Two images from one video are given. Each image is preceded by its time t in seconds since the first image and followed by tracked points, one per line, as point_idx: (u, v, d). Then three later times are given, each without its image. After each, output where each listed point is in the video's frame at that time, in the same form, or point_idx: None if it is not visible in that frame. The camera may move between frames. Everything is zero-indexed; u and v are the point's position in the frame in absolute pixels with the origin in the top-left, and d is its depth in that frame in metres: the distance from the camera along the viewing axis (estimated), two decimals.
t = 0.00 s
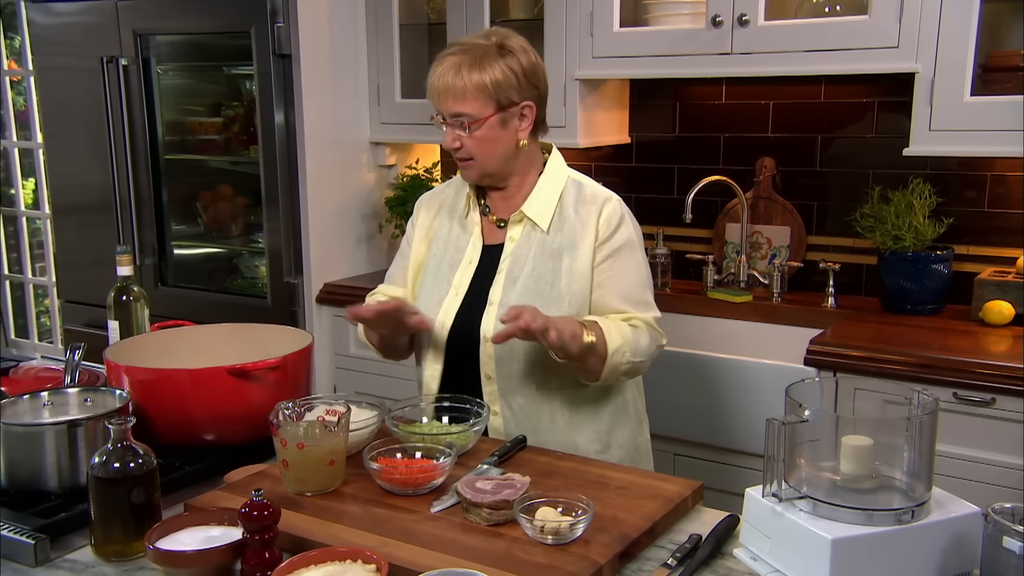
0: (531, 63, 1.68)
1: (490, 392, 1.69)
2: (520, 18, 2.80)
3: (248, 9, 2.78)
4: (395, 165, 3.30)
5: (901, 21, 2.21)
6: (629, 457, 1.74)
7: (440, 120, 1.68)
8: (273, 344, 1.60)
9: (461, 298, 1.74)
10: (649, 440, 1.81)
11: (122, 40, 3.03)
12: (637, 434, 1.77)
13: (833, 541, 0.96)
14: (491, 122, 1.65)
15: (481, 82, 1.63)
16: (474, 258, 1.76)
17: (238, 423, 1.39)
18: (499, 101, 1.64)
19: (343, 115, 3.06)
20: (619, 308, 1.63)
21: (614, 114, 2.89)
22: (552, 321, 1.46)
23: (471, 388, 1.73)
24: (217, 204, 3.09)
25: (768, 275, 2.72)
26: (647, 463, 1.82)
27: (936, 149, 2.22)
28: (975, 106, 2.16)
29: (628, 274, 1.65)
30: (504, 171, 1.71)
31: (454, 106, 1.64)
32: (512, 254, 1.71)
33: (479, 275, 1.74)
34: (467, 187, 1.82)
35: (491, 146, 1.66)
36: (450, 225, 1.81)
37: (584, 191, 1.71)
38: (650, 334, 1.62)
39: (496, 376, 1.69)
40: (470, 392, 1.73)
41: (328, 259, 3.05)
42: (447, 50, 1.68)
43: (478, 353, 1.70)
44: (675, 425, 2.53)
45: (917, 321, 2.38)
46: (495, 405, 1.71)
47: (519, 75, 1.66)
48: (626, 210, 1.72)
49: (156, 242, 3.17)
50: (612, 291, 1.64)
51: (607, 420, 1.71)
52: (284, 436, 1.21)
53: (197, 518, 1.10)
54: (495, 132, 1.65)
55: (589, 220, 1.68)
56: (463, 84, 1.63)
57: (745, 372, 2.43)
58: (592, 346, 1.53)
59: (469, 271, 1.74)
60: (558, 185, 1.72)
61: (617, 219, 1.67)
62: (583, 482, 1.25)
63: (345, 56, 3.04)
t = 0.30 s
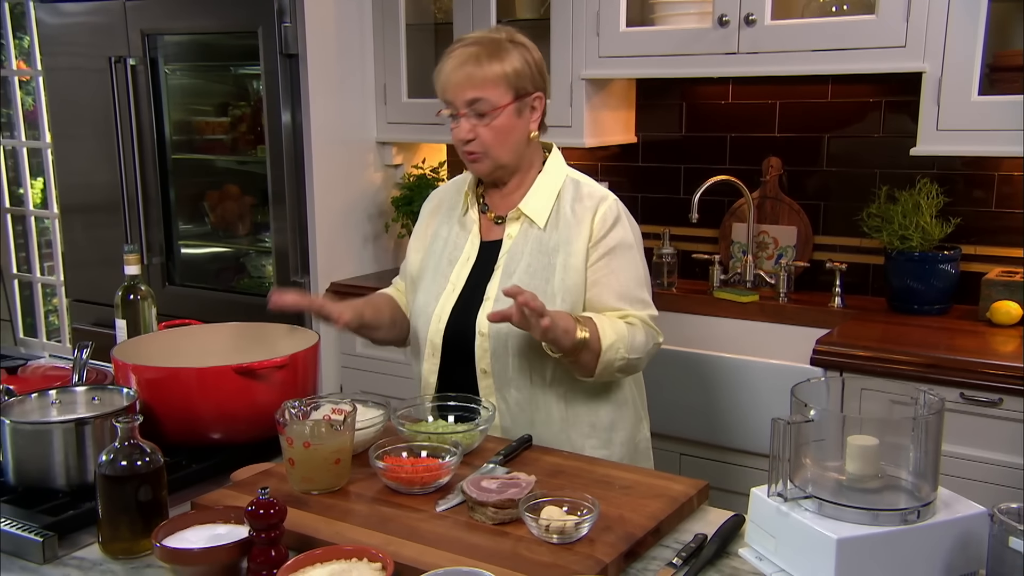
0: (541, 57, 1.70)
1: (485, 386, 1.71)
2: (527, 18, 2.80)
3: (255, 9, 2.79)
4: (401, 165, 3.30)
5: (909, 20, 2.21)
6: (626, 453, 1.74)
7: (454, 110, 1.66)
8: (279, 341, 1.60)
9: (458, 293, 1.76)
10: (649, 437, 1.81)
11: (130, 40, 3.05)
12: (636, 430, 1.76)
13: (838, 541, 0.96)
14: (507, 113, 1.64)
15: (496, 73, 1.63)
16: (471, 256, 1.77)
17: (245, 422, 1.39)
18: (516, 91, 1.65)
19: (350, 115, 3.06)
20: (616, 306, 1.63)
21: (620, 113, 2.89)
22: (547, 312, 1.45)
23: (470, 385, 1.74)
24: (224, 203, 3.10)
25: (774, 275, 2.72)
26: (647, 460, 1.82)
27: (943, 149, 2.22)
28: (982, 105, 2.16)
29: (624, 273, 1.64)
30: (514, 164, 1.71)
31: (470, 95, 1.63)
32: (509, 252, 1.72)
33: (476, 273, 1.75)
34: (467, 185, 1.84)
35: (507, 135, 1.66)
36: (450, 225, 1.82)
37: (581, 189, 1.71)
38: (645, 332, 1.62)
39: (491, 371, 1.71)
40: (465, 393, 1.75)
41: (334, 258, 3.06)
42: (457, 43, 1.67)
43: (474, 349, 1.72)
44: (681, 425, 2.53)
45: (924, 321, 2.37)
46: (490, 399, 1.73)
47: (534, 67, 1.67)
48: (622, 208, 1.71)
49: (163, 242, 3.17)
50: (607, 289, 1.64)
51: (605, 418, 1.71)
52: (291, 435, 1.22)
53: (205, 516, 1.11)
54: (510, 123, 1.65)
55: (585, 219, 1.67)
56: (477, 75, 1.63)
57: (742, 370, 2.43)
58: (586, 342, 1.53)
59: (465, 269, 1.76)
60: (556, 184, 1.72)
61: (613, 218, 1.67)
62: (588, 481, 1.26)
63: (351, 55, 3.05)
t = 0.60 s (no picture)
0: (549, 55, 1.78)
1: (478, 379, 1.71)
2: (535, 17, 2.80)
3: (263, 9, 2.80)
4: (409, 164, 3.30)
5: (918, 19, 2.20)
6: (620, 448, 1.73)
7: (482, 89, 1.69)
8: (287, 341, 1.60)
9: (454, 292, 1.77)
10: (645, 433, 1.80)
11: (139, 40, 3.06)
12: (631, 425, 1.75)
13: (848, 542, 0.96)
14: (534, 96, 1.70)
15: (527, 56, 1.68)
16: (469, 253, 1.78)
17: (253, 421, 1.40)
18: (541, 77, 1.71)
19: (357, 114, 3.07)
20: (610, 300, 1.63)
21: (628, 113, 2.89)
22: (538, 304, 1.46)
23: (465, 379, 1.75)
24: (232, 202, 3.10)
25: (782, 275, 2.71)
26: (643, 457, 1.80)
27: (953, 148, 2.21)
28: (993, 104, 2.15)
29: (619, 267, 1.64)
30: (532, 150, 1.75)
31: (504, 74, 1.67)
32: (505, 247, 1.73)
33: (473, 269, 1.77)
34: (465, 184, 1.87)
35: (530, 119, 1.71)
36: (448, 225, 1.85)
37: (576, 186, 1.71)
38: (639, 326, 1.61)
39: (484, 363, 1.71)
40: (462, 386, 1.76)
41: (342, 256, 3.06)
42: (480, 30, 1.72)
43: (469, 343, 1.72)
44: (686, 424, 2.52)
45: (932, 321, 2.36)
46: (483, 391, 1.72)
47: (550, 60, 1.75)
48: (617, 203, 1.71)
49: (172, 241, 3.18)
50: (599, 282, 1.64)
51: (599, 412, 1.69)
52: (299, 433, 1.22)
53: (214, 515, 1.11)
54: (534, 106, 1.71)
55: (578, 215, 1.67)
56: (508, 55, 1.67)
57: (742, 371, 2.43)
58: (578, 335, 1.52)
59: (462, 267, 1.77)
60: (551, 181, 1.72)
61: (608, 214, 1.66)
62: (597, 481, 1.25)
63: (359, 54, 3.05)
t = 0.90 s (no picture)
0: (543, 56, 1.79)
1: (482, 375, 1.71)
2: (540, 16, 2.79)
3: (269, 8, 2.80)
4: (414, 164, 3.30)
5: (926, 18, 2.19)
6: (624, 442, 1.73)
7: (484, 88, 1.69)
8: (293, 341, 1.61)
9: (456, 291, 1.76)
10: (647, 427, 1.80)
11: (145, 39, 3.07)
12: (633, 419, 1.76)
13: (857, 542, 0.96)
14: (534, 94, 1.71)
15: (528, 54, 1.69)
16: (469, 252, 1.78)
17: (259, 420, 1.40)
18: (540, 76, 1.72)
19: (363, 113, 3.07)
20: (613, 294, 1.63)
21: (634, 112, 2.89)
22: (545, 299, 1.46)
23: (469, 378, 1.74)
24: (237, 202, 3.10)
25: (788, 274, 2.71)
26: (645, 452, 1.81)
27: (960, 148, 2.20)
28: (1000, 104, 2.14)
29: (620, 262, 1.64)
30: (531, 147, 1.76)
31: (507, 72, 1.67)
32: (507, 245, 1.73)
33: (475, 268, 1.76)
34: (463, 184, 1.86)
35: (531, 117, 1.71)
36: (447, 225, 1.84)
37: (574, 183, 1.71)
38: (642, 319, 1.61)
39: (489, 359, 1.71)
40: (467, 386, 1.75)
41: (347, 255, 3.06)
42: (479, 30, 1.72)
43: (472, 341, 1.72)
44: (692, 424, 2.50)
45: (939, 321, 2.36)
46: (487, 388, 1.72)
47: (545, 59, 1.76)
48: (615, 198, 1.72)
49: (178, 241, 3.19)
50: (602, 276, 1.64)
51: (602, 406, 1.70)
52: (307, 433, 1.22)
53: (221, 514, 1.11)
54: (535, 104, 1.71)
55: (578, 210, 1.68)
56: (510, 54, 1.67)
57: (741, 370, 2.41)
58: (584, 330, 1.52)
59: (464, 266, 1.77)
60: (550, 179, 1.72)
61: (607, 209, 1.67)
62: (603, 481, 1.25)
63: (365, 54, 3.05)
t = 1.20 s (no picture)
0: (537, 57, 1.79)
1: (481, 374, 1.70)
2: (541, 16, 2.79)
3: (270, 8, 2.79)
4: (415, 164, 3.30)
5: (927, 18, 2.19)
6: (622, 439, 1.73)
7: (479, 89, 1.68)
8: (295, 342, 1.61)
9: (453, 291, 1.76)
10: (645, 424, 1.80)
11: (146, 39, 3.06)
12: (631, 415, 1.75)
13: (862, 543, 0.95)
14: (529, 95, 1.70)
15: (523, 55, 1.68)
16: (467, 252, 1.78)
17: (262, 421, 1.39)
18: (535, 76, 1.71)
19: (364, 113, 3.07)
20: (608, 292, 1.63)
21: (635, 112, 2.88)
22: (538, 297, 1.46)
23: (468, 378, 1.74)
24: (238, 202, 3.10)
25: (789, 274, 2.71)
26: (644, 449, 1.80)
27: (962, 148, 2.20)
28: (1003, 104, 2.14)
29: (615, 259, 1.64)
30: (527, 148, 1.75)
31: (502, 74, 1.67)
32: (502, 245, 1.72)
33: (474, 268, 1.76)
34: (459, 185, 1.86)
35: (527, 118, 1.71)
36: (445, 225, 1.84)
37: (569, 182, 1.71)
38: (637, 317, 1.60)
39: (487, 358, 1.70)
40: (467, 387, 1.75)
41: (348, 256, 3.06)
42: (474, 32, 1.71)
43: (470, 340, 1.71)
44: (694, 423, 2.49)
45: (940, 321, 2.36)
46: (486, 388, 1.72)
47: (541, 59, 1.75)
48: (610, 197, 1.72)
49: (178, 241, 3.19)
50: (597, 274, 1.64)
51: (600, 403, 1.70)
52: (309, 434, 1.22)
53: (224, 515, 1.11)
54: (530, 105, 1.71)
55: (573, 209, 1.68)
56: (505, 55, 1.67)
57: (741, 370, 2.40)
58: (579, 327, 1.52)
59: (462, 266, 1.76)
60: (544, 178, 1.72)
61: (602, 208, 1.67)
62: (606, 481, 1.25)
63: (366, 54, 3.05)
